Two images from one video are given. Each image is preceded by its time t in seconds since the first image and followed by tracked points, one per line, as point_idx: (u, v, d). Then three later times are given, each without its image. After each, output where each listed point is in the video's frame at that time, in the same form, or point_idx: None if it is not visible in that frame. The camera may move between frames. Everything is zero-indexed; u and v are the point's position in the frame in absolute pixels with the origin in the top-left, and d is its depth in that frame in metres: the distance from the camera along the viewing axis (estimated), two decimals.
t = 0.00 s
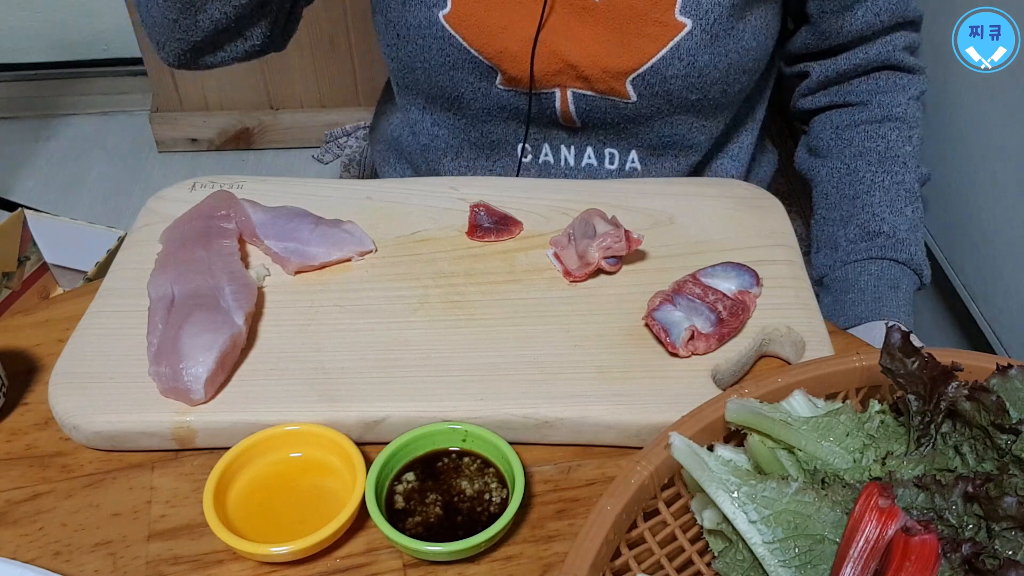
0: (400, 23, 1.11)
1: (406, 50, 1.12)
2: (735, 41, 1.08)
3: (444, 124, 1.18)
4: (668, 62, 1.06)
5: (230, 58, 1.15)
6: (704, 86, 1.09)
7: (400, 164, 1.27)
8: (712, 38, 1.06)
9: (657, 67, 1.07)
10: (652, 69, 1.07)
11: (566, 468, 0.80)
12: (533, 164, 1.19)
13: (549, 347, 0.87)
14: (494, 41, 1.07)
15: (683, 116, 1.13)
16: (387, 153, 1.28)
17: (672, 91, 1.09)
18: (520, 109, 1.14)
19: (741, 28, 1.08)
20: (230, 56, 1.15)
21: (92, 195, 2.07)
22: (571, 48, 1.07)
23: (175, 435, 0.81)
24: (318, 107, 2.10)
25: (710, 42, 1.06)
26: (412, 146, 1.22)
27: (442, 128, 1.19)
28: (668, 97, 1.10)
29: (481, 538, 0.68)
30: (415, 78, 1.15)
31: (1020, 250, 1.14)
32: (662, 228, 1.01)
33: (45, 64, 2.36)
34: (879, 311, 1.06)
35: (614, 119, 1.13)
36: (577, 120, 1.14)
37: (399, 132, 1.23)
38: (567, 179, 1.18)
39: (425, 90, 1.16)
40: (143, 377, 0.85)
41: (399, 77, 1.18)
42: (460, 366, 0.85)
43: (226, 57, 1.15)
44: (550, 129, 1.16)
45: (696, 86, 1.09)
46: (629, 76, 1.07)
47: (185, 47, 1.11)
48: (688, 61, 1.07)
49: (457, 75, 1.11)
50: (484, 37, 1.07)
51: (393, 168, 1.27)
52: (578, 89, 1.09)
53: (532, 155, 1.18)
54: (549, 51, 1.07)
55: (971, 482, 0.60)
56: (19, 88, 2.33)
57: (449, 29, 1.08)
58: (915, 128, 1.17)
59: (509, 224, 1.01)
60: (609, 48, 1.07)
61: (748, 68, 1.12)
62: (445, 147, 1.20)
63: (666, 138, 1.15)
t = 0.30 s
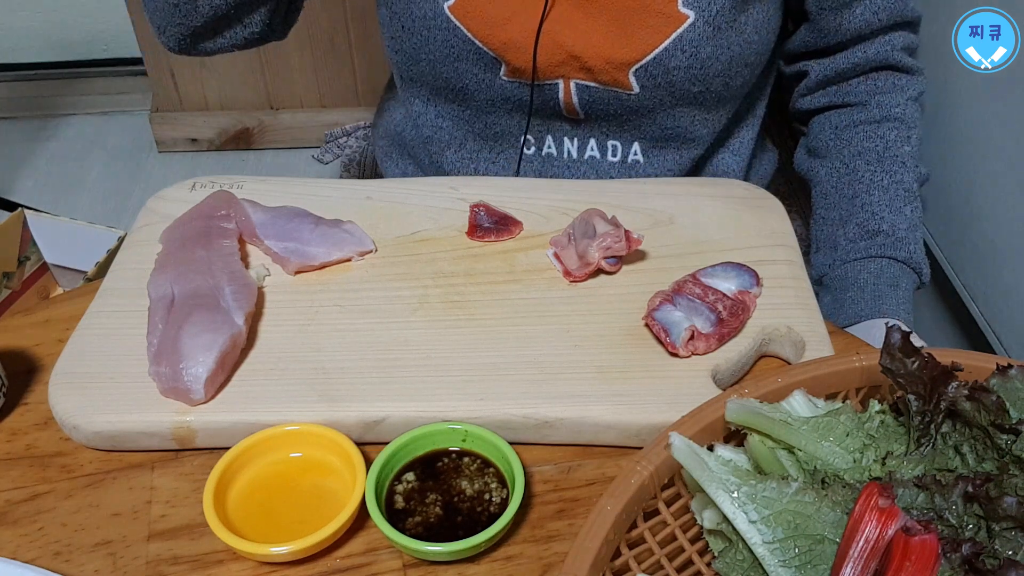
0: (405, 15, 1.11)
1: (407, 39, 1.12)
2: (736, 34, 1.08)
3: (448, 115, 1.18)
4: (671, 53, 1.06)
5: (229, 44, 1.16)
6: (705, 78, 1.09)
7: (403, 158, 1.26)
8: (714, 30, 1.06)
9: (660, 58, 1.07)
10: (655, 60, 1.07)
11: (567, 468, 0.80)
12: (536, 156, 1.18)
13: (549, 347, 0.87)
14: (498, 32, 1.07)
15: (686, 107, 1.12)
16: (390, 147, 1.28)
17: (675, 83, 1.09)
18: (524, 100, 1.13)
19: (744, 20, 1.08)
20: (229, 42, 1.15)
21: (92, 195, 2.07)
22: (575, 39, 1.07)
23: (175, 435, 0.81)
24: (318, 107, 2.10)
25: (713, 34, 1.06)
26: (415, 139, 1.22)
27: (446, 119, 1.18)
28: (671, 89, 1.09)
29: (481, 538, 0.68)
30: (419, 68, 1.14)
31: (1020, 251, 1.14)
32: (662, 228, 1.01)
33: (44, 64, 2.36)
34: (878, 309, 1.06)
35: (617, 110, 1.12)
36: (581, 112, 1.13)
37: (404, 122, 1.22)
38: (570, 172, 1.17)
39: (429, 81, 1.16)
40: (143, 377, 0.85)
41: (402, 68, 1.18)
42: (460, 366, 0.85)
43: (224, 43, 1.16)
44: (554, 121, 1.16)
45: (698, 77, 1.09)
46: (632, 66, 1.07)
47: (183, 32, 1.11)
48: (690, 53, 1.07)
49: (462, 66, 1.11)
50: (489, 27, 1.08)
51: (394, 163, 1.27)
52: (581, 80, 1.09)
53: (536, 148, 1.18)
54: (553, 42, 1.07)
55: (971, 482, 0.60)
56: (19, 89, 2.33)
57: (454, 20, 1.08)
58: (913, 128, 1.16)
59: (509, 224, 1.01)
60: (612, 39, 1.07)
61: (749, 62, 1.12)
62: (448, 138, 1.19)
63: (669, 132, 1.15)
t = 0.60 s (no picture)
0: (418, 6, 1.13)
1: (420, 27, 1.14)
2: (742, 18, 1.08)
3: (463, 99, 1.18)
4: (679, 35, 1.07)
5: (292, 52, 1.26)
6: (712, 61, 1.09)
7: (410, 147, 1.26)
8: (721, 11, 1.06)
9: (667, 40, 1.07)
10: (663, 42, 1.07)
11: (566, 468, 0.80)
12: (545, 142, 1.17)
13: (549, 347, 0.87)
14: (507, 19, 1.09)
15: (693, 91, 1.12)
16: (397, 137, 1.27)
17: (682, 65, 1.09)
18: (533, 87, 1.14)
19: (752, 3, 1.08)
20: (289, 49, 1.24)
21: (92, 196, 2.07)
22: (584, 22, 1.08)
23: (175, 435, 0.81)
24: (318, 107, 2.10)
25: (719, 16, 1.06)
26: (424, 125, 1.22)
27: (458, 107, 1.18)
28: (678, 71, 1.09)
29: (481, 538, 0.68)
30: (431, 54, 1.16)
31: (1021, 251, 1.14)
32: (662, 228, 1.01)
33: (44, 64, 2.36)
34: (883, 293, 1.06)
35: (626, 93, 1.12)
36: (591, 97, 1.13)
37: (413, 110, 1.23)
38: (577, 157, 1.17)
39: (442, 68, 1.17)
40: (143, 377, 0.86)
41: (417, 56, 1.19)
42: (460, 366, 0.85)
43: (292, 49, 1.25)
44: (563, 105, 1.16)
45: (705, 60, 1.09)
46: (640, 49, 1.07)
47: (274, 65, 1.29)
48: (697, 35, 1.07)
49: (473, 55, 1.13)
50: (499, 15, 1.09)
51: (403, 151, 1.27)
52: (591, 64, 1.09)
53: (545, 132, 1.17)
54: (561, 27, 1.08)
55: (971, 482, 0.60)
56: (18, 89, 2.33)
57: (465, 10, 1.10)
58: (914, 120, 1.16)
59: (509, 224, 1.01)
60: (621, 21, 1.07)
61: (754, 48, 1.11)
62: (459, 124, 1.19)
63: (676, 118, 1.14)
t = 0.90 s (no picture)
0: None
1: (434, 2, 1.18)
2: None
3: (477, 72, 1.20)
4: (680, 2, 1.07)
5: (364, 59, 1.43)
6: (715, 29, 1.08)
7: (423, 127, 1.30)
8: None
9: (669, 7, 1.07)
10: (666, 9, 1.07)
11: (566, 468, 0.80)
12: (551, 112, 1.17)
13: (549, 347, 0.87)
14: None
15: (697, 60, 1.12)
16: (413, 118, 1.32)
17: (684, 32, 1.08)
18: (540, 58, 1.15)
19: None
20: (362, 59, 1.42)
21: (92, 196, 2.07)
22: None
23: (175, 435, 0.81)
24: (318, 107, 2.10)
25: None
26: (436, 102, 1.25)
27: (471, 87, 1.20)
28: (680, 38, 1.09)
29: (481, 538, 0.68)
30: (444, 31, 1.19)
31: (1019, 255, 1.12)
32: (662, 228, 1.01)
33: (44, 64, 2.36)
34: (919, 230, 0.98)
35: (630, 63, 1.12)
36: (597, 69, 1.14)
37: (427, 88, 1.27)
38: (583, 128, 1.16)
39: (456, 47, 1.20)
40: (143, 377, 0.85)
41: (434, 35, 1.23)
42: (460, 366, 0.85)
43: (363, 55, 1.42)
44: (570, 75, 1.16)
45: (708, 29, 1.08)
46: (644, 16, 1.07)
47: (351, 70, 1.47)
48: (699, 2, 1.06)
49: (483, 31, 1.15)
50: None
51: (417, 130, 1.30)
52: (596, 33, 1.10)
53: (552, 104, 1.17)
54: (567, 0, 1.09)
55: (971, 482, 0.60)
56: (18, 88, 2.33)
57: None
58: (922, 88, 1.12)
59: (509, 225, 1.01)
60: None
61: (757, 22, 1.10)
62: (469, 99, 1.20)
63: (681, 88, 1.14)
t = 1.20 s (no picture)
0: None
1: None
2: None
3: (483, 50, 1.21)
4: None
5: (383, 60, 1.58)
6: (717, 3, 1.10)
7: (427, 108, 1.31)
8: None
9: None
10: None
11: (566, 468, 0.80)
12: (554, 87, 1.17)
13: (549, 347, 0.87)
14: None
15: (698, 33, 1.12)
16: (417, 100, 1.32)
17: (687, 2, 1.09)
18: (543, 31, 1.15)
19: None
20: (378, 50, 1.52)
21: (92, 195, 2.07)
22: None
23: (175, 435, 0.81)
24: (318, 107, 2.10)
25: None
26: (443, 84, 1.27)
27: (477, 66, 1.21)
28: (682, 9, 1.10)
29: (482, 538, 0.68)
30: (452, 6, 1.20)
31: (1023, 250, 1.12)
32: (662, 228, 1.01)
33: (44, 64, 2.37)
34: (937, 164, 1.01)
35: (632, 36, 1.12)
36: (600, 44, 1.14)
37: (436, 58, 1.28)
38: (583, 103, 1.17)
39: (463, 24, 1.21)
40: (143, 377, 0.85)
41: (443, 15, 1.24)
42: (460, 366, 0.85)
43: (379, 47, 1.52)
44: (571, 50, 1.16)
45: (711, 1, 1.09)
46: None
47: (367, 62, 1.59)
48: None
49: (489, 5, 1.16)
50: None
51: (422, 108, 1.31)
52: (600, 3, 1.10)
53: (554, 79, 1.17)
54: None
55: (971, 482, 0.60)
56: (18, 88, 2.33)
57: None
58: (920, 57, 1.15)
59: (509, 224, 1.01)
60: None
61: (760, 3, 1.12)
62: (475, 74, 1.21)
63: (680, 66, 1.14)
